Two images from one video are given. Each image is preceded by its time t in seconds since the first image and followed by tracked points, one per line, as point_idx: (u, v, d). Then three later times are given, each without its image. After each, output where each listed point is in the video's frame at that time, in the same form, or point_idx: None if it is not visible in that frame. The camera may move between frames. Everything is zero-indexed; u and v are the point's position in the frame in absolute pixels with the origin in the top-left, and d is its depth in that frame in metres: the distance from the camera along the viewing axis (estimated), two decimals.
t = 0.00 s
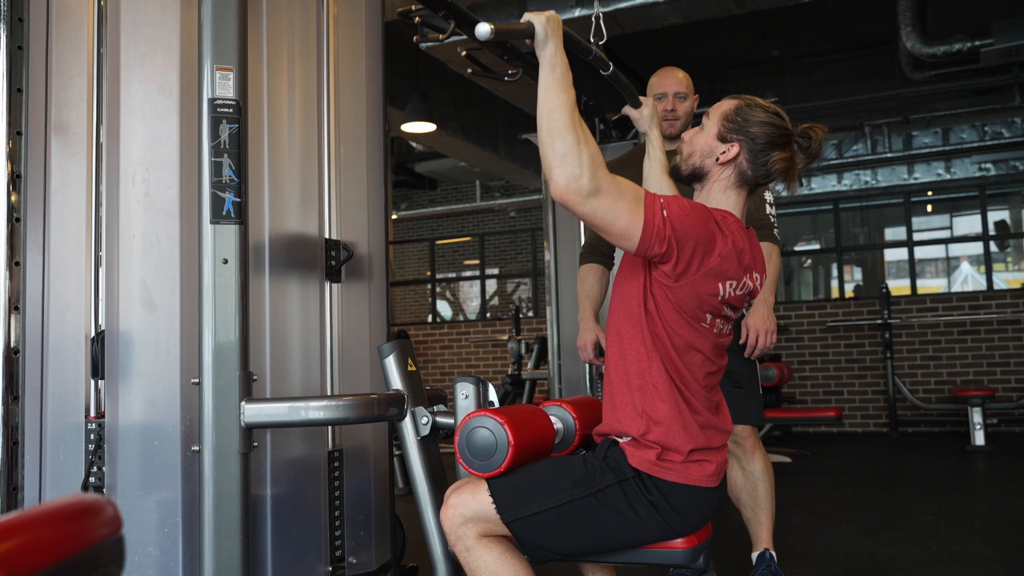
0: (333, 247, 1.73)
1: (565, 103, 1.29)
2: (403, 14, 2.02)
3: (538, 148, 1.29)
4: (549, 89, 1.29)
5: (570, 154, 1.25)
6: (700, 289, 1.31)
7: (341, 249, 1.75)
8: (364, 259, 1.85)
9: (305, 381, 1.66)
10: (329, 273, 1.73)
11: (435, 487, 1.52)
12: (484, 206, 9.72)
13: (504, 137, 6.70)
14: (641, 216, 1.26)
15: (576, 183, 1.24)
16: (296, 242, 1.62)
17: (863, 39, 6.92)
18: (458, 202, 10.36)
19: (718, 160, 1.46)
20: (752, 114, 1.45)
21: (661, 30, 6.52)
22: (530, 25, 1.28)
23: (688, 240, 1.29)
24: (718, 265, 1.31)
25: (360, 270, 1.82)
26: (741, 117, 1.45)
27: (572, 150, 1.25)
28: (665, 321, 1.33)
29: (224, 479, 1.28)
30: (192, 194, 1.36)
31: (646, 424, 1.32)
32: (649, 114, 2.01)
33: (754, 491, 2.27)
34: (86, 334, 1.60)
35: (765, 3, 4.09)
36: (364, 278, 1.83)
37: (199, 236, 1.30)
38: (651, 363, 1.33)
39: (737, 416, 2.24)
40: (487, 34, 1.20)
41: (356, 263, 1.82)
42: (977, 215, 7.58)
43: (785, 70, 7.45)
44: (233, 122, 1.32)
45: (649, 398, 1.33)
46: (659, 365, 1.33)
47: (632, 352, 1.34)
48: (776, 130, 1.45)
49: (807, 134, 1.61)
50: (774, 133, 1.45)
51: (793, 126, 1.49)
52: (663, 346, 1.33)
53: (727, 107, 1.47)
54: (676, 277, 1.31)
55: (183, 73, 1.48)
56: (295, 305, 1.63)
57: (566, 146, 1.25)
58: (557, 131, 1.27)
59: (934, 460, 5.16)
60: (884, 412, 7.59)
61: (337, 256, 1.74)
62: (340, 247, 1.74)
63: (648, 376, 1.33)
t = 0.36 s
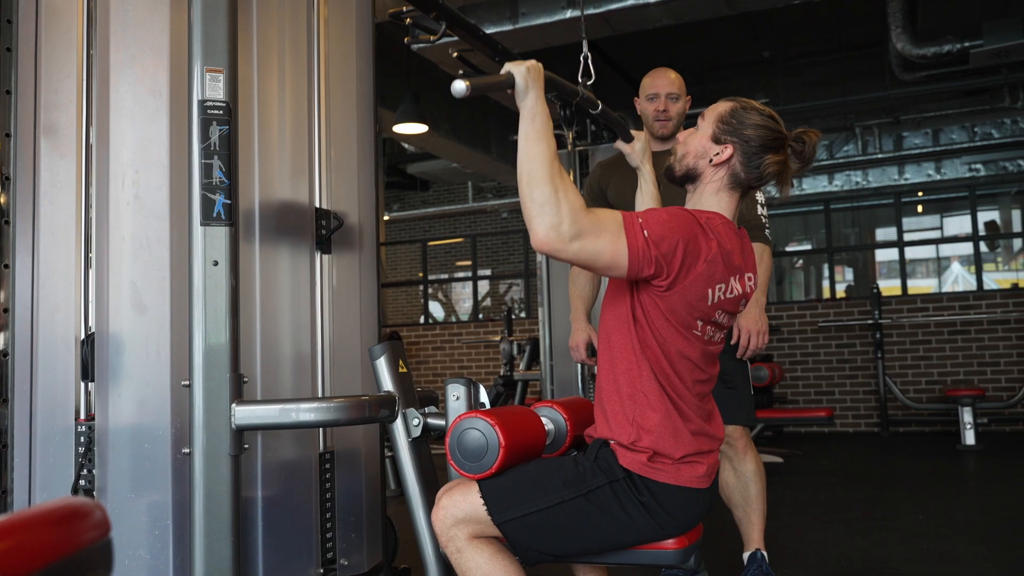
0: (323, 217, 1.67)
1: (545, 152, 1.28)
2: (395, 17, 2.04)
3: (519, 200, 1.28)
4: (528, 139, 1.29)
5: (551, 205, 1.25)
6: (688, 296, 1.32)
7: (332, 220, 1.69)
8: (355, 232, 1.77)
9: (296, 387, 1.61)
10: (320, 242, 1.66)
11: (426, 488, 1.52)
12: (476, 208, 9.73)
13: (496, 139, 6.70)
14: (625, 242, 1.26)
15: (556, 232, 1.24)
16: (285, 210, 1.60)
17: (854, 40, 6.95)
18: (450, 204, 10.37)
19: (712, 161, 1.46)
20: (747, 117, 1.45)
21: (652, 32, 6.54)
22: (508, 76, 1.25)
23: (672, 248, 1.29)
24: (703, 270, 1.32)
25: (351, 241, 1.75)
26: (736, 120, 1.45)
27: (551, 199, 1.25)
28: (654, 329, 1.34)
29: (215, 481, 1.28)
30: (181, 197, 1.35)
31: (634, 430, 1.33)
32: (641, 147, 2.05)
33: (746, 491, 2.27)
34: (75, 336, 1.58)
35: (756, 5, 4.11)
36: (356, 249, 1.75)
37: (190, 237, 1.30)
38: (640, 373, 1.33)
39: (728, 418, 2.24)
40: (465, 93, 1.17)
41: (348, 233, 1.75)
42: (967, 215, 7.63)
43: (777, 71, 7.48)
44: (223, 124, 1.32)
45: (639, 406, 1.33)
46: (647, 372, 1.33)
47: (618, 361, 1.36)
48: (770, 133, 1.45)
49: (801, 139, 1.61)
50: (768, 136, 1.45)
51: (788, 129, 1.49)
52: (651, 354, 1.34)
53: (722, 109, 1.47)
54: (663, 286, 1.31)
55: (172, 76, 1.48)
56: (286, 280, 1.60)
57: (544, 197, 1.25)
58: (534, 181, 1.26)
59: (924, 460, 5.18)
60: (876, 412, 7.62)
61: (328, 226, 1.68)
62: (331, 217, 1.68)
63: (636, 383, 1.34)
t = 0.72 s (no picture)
0: (316, 177, 1.69)
1: (549, 202, 1.27)
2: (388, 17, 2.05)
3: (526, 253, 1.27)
4: (531, 192, 1.28)
5: (559, 252, 1.23)
6: (682, 303, 1.32)
7: (325, 180, 1.71)
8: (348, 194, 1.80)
9: (289, 386, 1.63)
10: (312, 204, 1.69)
11: (419, 487, 1.52)
12: (470, 207, 9.72)
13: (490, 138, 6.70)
14: (631, 270, 1.25)
15: (568, 280, 1.22)
16: (277, 167, 1.61)
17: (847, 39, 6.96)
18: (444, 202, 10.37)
19: (706, 162, 1.46)
20: (741, 117, 1.46)
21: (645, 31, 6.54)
22: (508, 125, 1.28)
23: (670, 257, 1.29)
24: (695, 276, 1.32)
25: (343, 203, 1.78)
26: (730, 120, 1.45)
27: (558, 248, 1.23)
28: (648, 338, 1.34)
29: (207, 481, 1.27)
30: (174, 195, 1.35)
31: (629, 434, 1.33)
32: (634, 185, 2.02)
33: (730, 490, 2.27)
34: (66, 337, 1.58)
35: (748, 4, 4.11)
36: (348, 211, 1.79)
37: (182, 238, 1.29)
38: (634, 380, 1.34)
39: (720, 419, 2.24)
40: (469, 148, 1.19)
41: (340, 196, 1.78)
42: (959, 214, 7.66)
43: (770, 70, 7.49)
44: (215, 125, 1.31)
45: (634, 413, 1.34)
46: (641, 378, 1.34)
47: (615, 362, 1.36)
48: (764, 134, 1.46)
49: (795, 139, 1.61)
50: (761, 137, 1.46)
51: (781, 130, 1.50)
52: (644, 361, 1.34)
53: (715, 109, 1.48)
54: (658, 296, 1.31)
55: (164, 75, 1.47)
56: (277, 235, 1.62)
57: (551, 246, 1.23)
58: (540, 232, 1.25)
59: (916, 458, 5.20)
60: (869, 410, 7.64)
61: (320, 186, 1.70)
62: (323, 177, 1.70)
63: (631, 390, 1.34)
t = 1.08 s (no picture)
0: (310, 131, 1.70)
1: (577, 255, 1.25)
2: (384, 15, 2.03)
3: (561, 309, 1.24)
4: (558, 248, 1.26)
5: (598, 303, 1.20)
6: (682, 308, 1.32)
7: (319, 134, 1.72)
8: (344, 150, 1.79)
9: (285, 386, 1.62)
10: (307, 156, 1.69)
11: (415, 486, 1.52)
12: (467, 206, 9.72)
13: (486, 137, 6.70)
14: (660, 299, 1.24)
15: (614, 330, 1.20)
16: (273, 120, 1.61)
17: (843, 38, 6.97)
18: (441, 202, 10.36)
19: (701, 163, 1.47)
20: (736, 117, 1.46)
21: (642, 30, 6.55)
22: (524, 183, 1.29)
23: (683, 267, 1.28)
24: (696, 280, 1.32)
25: (339, 157, 1.77)
26: (724, 120, 1.45)
27: (596, 301, 1.20)
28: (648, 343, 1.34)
29: (204, 480, 1.27)
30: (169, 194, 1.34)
31: (625, 432, 1.34)
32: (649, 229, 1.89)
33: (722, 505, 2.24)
34: (61, 336, 1.57)
35: (745, 4, 4.12)
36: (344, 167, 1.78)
37: (178, 237, 1.29)
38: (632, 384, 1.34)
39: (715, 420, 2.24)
40: (485, 209, 1.19)
41: (335, 150, 1.77)
42: (955, 213, 7.68)
43: (767, 70, 7.50)
44: (211, 123, 1.31)
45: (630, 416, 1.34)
46: (637, 381, 1.34)
47: (611, 363, 1.37)
48: (759, 133, 1.46)
49: (790, 139, 1.61)
50: (757, 136, 1.45)
51: (777, 129, 1.49)
52: (641, 366, 1.34)
53: (711, 109, 1.48)
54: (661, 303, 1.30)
55: (161, 72, 1.47)
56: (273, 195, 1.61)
57: (588, 300, 1.20)
58: (575, 286, 1.22)
59: (912, 457, 5.21)
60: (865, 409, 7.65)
61: (315, 138, 1.71)
62: (318, 130, 1.71)
63: (628, 392, 1.35)
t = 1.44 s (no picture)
0: (309, 91, 1.70)
1: (604, 289, 1.22)
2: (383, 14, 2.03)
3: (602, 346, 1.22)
4: (582, 289, 1.23)
5: (642, 334, 1.19)
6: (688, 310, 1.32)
7: (318, 95, 1.72)
8: (341, 112, 1.80)
9: (284, 386, 1.62)
10: (306, 117, 1.69)
11: (415, 484, 1.52)
12: (466, 206, 9.72)
13: (486, 136, 6.70)
14: (693, 309, 1.23)
15: (665, 353, 1.19)
16: (271, 77, 1.60)
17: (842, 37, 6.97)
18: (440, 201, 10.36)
19: (700, 162, 1.47)
20: (733, 116, 1.46)
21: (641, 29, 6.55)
22: (533, 238, 1.27)
23: (698, 270, 1.27)
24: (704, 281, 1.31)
25: (337, 119, 1.78)
26: (721, 119, 1.46)
27: (639, 332, 1.19)
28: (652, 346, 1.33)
29: (203, 480, 1.27)
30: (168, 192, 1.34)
31: (624, 433, 1.34)
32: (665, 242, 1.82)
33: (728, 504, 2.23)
34: (61, 335, 1.57)
35: (744, 3, 4.11)
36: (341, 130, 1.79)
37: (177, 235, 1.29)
38: (632, 387, 1.34)
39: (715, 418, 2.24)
40: (496, 268, 1.18)
41: (332, 111, 1.78)
42: (954, 212, 7.67)
43: (766, 69, 7.50)
44: (210, 122, 1.31)
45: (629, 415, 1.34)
46: (638, 383, 1.34)
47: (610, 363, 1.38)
48: (756, 131, 1.45)
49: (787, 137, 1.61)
50: (754, 134, 1.45)
51: (773, 126, 1.49)
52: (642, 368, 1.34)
53: (708, 109, 1.48)
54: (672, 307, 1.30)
55: (160, 71, 1.47)
56: (273, 149, 1.60)
57: (631, 333, 1.19)
58: (614, 323, 1.19)
59: (910, 457, 5.21)
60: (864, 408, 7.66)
61: (314, 98, 1.71)
62: (317, 91, 1.71)
63: (627, 396, 1.35)
